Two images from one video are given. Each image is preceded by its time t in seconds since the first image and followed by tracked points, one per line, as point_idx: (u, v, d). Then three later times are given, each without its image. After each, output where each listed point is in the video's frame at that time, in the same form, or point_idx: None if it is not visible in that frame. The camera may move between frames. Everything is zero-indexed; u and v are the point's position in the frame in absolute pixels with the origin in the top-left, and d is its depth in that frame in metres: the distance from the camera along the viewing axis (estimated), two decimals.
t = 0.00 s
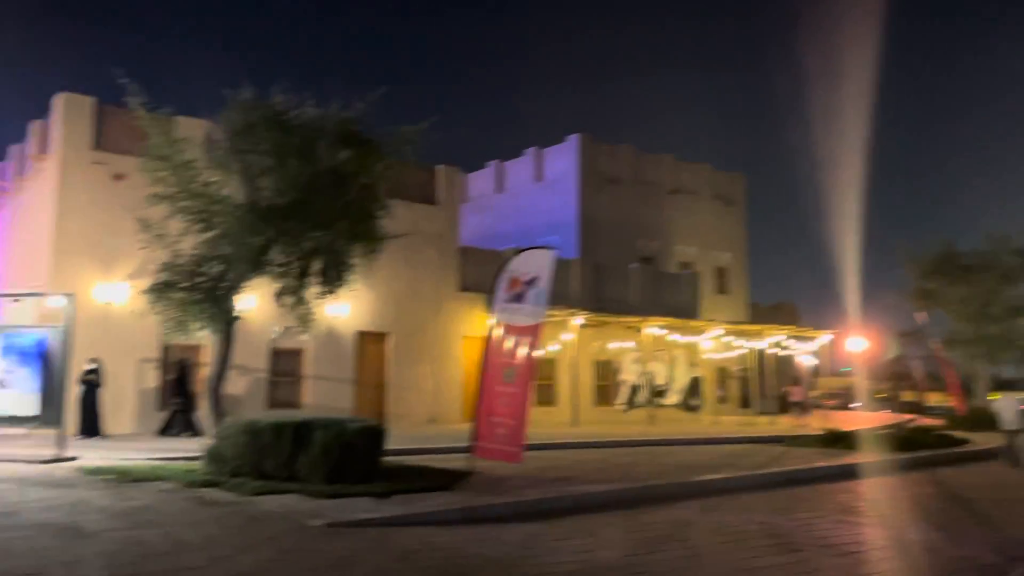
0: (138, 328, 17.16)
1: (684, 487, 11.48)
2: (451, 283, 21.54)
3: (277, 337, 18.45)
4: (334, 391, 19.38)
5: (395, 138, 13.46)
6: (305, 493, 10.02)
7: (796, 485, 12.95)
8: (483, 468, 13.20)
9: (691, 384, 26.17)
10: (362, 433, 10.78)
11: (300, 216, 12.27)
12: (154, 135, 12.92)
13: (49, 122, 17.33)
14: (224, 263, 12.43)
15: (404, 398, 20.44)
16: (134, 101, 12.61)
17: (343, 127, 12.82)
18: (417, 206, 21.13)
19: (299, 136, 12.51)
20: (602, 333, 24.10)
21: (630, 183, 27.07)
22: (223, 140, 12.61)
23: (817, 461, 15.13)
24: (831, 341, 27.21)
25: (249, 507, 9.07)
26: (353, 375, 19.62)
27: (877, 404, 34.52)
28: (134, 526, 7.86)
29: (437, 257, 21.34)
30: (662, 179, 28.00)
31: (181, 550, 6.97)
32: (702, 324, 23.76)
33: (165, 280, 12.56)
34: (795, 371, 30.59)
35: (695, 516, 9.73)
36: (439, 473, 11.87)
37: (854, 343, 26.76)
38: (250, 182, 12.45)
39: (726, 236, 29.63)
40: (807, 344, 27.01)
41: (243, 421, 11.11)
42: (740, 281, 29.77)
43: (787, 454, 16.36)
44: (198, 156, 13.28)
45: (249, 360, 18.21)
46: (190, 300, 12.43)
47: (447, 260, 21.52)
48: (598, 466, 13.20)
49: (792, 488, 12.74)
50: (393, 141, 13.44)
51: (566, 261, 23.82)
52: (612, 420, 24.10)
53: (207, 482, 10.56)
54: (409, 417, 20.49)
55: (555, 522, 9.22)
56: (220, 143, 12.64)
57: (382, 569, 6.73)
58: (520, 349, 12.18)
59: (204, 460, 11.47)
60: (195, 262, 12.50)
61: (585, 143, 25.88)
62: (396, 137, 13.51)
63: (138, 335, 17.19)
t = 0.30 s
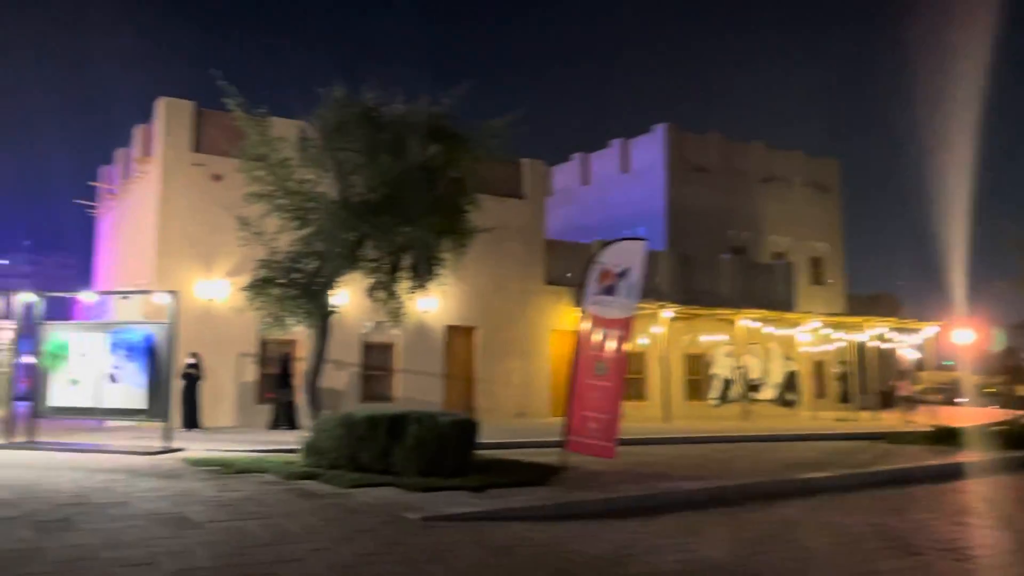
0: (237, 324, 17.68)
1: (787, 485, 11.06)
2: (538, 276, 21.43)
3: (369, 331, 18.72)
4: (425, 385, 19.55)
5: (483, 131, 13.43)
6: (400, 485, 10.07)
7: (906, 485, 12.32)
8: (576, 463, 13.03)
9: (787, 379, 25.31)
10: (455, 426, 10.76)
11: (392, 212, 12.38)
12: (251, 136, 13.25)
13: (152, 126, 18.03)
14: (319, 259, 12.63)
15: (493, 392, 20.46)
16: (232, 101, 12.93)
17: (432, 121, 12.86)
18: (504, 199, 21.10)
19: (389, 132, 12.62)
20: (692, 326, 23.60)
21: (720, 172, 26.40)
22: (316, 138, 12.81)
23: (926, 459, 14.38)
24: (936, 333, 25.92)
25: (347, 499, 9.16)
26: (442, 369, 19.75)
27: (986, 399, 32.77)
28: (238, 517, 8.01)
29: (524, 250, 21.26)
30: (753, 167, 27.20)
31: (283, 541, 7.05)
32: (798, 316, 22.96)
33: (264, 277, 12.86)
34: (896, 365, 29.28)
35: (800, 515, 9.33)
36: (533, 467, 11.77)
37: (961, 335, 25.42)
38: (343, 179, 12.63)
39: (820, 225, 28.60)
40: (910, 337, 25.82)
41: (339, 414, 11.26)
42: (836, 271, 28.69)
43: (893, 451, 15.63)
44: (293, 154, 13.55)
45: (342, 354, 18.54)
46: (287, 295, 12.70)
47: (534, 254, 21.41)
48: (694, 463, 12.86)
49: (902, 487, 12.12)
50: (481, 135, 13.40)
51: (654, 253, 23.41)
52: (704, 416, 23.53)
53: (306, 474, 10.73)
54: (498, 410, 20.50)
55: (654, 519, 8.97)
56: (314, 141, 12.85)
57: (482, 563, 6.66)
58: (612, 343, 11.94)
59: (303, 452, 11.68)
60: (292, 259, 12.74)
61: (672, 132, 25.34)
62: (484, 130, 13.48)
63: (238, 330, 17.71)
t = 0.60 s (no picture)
0: (342, 321, 18.09)
1: (909, 488, 10.48)
2: (637, 271, 21.09)
3: (468, 328, 18.84)
4: (523, 381, 19.55)
5: (582, 124, 13.28)
6: (504, 482, 10.03)
7: None
8: (682, 461, 12.74)
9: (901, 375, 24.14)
10: (559, 424, 10.64)
11: (491, 208, 12.37)
12: (354, 136, 13.51)
13: (259, 130, 18.64)
14: (421, 257, 12.75)
15: (593, 389, 20.27)
16: (335, 103, 13.19)
17: (530, 116, 12.79)
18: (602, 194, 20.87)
19: (488, 128, 12.62)
20: (798, 321, 22.78)
21: (826, 160, 25.37)
22: (416, 136, 12.92)
23: None
24: None
25: (453, 495, 9.20)
26: (541, 365, 19.71)
27: None
28: (348, 511, 8.14)
29: (622, 245, 20.96)
30: (861, 154, 26.02)
31: (393, 536, 7.10)
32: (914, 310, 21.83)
33: (367, 274, 13.07)
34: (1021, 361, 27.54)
35: (926, 520, 8.82)
36: (637, 465, 11.53)
37: None
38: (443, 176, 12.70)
39: (935, 214, 27.13)
40: None
41: (442, 410, 11.32)
42: (953, 262, 27.17)
43: None
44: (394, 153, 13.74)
45: (442, 350, 18.74)
46: (390, 293, 12.87)
47: (633, 248, 21.08)
48: (806, 463, 12.37)
49: None
50: (579, 129, 13.25)
51: (757, 246, 22.71)
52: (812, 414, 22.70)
53: (412, 469, 10.83)
54: (598, 407, 20.31)
55: (768, 522, 8.64)
56: (414, 140, 12.97)
57: (592, 563, 6.53)
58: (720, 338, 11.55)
59: (407, 447, 11.81)
60: (394, 256, 12.91)
61: (774, 120, 24.50)
62: (582, 123, 13.33)
63: (342, 327, 18.11)
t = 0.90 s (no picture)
0: (443, 319, 18.32)
1: None
2: (740, 264, 20.54)
3: (567, 324, 18.78)
4: (624, 378, 19.36)
5: (681, 115, 13.02)
6: (610, 480, 9.92)
7: None
8: (794, 460, 12.32)
9: None
10: (665, 421, 10.44)
11: (590, 204, 12.25)
12: (453, 136, 13.64)
13: (361, 134, 19.07)
14: (520, 254, 12.76)
15: (696, 386, 19.87)
16: (434, 104, 13.35)
17: (629, 109, 12.62)
18: (701, 186, 20.42)
19: (587, 123, 12.51)
20: (914, 313, 21.74)
21: (941, 145, 24.08)
22: (514, 134, 12.92)
23: None
24: None
25: (559, 493, 9.16)
26: (642, 362, 19.47)
27: None
28: (457, 507, 8.22)
29: (724, 238, 20.46)
30: (980, 136, 24.57)
31: (504, 534, 7.11)
32: None
33: (468, 274, 13.17)
34: None
35: None
36: (747, 464, 11.20)
37: None
38: (541, 173, 12.66)
39: None
40: None
41: (546, 408, 11.29)
42: None
43: None
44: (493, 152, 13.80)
45: (542, 347, 18.77)
46: (490, 291, 12.94)
47: (735, 241, 20.55)
48: (930, 463, 11.76)
49: None
50: (680, 121, 12.99)
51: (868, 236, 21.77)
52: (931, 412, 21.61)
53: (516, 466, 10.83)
54: (701, 404, 19.89)
55: (891, 524, 8.25)
56: (512, 138, 12.98)
57: (707, 564, 6.37)
58: (833, 333, 11.14)
59: (511, 445, 11.82)
60: (494, 255, 12.95)
61: (884, 105, 23.42)
62: (682, 115, 13.06)
63: (443, 326, 18.34)
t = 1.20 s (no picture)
0: (529, 318, 18.33)
1: None
2: (834, 258, 19.86)
3: (654, 322, 18.54)
4: (714, 376, 18.97)
5: (772, 106, 12.67)
6: (704, 481, 9.72)
7: None
8: (897, 462, 11.81)
9: None
10: (759, 421, 10.17)
11: (678, 198, 12.01)
12: (538, 134, 13.62)
13: (445, 135, 19.27)
14: (607, 251, 12.63)
15: (789, 384, 19.30)
16: (518, 103, 13.36)
17: (717, 101, 12.35)
18: (792, 179, 19.83)
19: (674, 116, 12.29)
20: None
21: None
22: (599, 130, 12.80)
23: None
24: None
25: (653, 493, 9.03)
26: (731, 360, 19.05)
27: None
28: (550, 507, 8.18)
29: (817, 232, 19.82)
30: None
31: (599, 534, 7.03)
32: None
33: (554, 271, 13.10)
34: None
35: None
36: (848, 465, 10.80)
37: None
38: (628, 169, 12.50)
39: None
40: None
41: (636, 407, 11.14)
42: None
43: None
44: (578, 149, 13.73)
45: (628, 345, 18.57)
46: (576, 289, 12.84)
47: (828, 235, 19.88)
48: None
49: None
50: (770, 112, 12.64)
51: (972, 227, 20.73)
52: None
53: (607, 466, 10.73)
54: (795, 403, 19.30)
55: (1008, 529, 7.81)
56: (597, 134, 12.86)
57: (811, 569, 6.15)
58: (937, 328, 10.66)
59: (600, 445, 11.70)
60: (580, 252, 12.85)
61: (987, 89, 22.26)
62: (773, 106, 12.71)
63: (529, 325, 18.35)
